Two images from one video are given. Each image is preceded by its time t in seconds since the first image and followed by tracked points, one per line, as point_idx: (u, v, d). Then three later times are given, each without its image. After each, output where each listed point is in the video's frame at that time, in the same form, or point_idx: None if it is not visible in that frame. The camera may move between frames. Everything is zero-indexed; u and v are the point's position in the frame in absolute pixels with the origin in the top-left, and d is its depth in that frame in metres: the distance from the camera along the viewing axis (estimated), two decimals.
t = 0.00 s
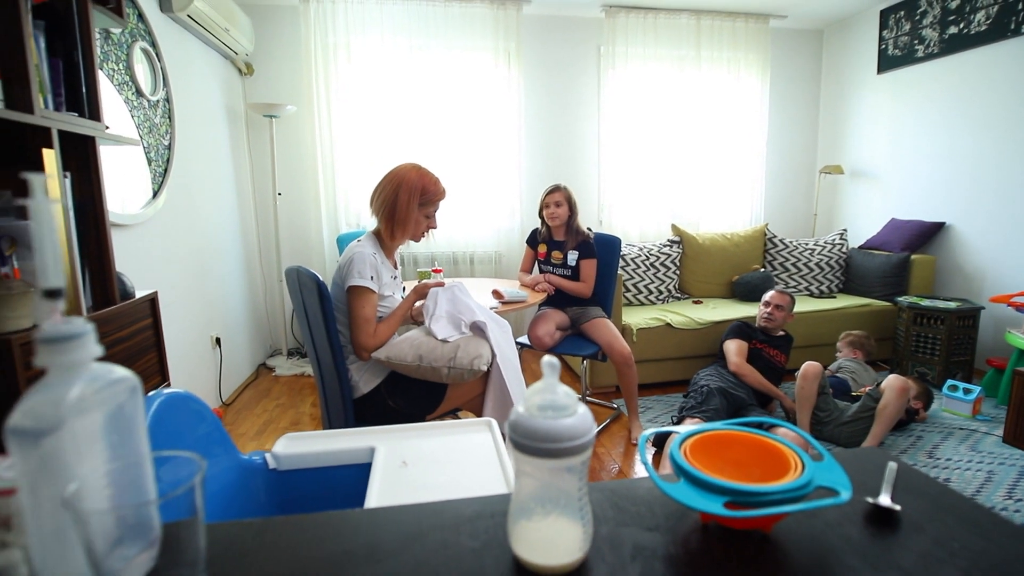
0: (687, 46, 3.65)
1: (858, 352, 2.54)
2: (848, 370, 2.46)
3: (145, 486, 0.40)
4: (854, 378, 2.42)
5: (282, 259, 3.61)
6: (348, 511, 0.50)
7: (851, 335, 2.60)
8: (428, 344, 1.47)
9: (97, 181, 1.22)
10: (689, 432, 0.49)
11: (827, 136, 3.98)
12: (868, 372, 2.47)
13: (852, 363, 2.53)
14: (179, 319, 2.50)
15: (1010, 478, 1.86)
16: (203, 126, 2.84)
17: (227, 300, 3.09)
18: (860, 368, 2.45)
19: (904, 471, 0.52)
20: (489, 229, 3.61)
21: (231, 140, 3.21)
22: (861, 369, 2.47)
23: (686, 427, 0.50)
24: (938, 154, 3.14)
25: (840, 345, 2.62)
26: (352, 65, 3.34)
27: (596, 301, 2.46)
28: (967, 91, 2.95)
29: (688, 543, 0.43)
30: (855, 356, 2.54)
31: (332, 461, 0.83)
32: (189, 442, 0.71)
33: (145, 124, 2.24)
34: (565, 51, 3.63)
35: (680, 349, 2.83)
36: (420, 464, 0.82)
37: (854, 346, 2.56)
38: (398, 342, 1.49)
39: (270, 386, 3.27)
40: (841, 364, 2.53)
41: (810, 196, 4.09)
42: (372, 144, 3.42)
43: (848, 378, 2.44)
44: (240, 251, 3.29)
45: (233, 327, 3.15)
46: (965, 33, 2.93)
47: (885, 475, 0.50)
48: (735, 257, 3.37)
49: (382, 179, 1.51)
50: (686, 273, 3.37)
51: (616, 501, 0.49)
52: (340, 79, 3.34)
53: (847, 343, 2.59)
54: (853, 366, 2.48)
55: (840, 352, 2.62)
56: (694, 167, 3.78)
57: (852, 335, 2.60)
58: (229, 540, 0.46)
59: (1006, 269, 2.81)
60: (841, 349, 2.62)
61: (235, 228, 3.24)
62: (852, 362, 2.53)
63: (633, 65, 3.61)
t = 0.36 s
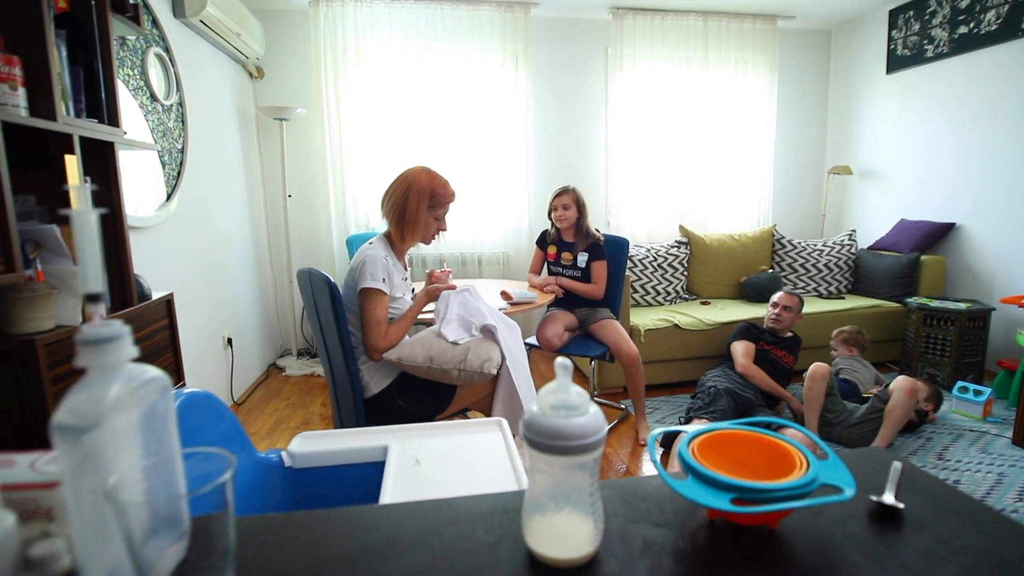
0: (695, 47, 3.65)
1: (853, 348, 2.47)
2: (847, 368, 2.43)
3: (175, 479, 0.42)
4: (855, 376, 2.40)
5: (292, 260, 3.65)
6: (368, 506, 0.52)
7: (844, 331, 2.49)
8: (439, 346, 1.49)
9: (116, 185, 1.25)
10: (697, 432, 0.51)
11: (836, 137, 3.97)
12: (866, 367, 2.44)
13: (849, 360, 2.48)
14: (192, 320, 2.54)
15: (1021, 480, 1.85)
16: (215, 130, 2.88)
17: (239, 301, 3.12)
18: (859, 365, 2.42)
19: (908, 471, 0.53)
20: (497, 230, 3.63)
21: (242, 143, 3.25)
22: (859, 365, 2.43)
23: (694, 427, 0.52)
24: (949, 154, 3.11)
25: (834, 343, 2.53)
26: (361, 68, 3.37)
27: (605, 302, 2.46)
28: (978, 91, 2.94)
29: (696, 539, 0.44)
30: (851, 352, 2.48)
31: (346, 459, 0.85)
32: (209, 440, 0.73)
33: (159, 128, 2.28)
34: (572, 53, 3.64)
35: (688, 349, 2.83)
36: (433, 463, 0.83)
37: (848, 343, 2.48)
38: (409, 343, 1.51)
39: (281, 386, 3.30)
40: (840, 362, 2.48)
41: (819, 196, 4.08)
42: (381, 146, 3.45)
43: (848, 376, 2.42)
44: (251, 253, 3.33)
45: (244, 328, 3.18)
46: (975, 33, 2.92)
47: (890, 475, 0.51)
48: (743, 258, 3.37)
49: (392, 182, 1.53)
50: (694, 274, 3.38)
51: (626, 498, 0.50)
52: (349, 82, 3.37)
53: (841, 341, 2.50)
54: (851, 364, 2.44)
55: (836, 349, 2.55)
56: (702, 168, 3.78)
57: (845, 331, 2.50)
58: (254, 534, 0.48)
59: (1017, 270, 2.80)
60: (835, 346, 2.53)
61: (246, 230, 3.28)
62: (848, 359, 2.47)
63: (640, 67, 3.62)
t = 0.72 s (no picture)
0: (696, 40, 3.65)
1: (850, 338, 2.45)
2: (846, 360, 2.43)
3: (196, 471, 0.44)
4: (855, 366, 2.40)
5: (296, 259, 3.67)
6: (380, 496, 0.53)
7: (838, 323, 2.46)
8: (444, 342, 1.51)
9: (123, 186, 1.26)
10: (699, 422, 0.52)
11: (839, 129, 3.96)
12: (864, 355, 2.44)
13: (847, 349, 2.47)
14: (198, 318, 2.56)
15: None
16: (218, 129, 2.89)
17: (244, 300, 3.15)
18: (857, 355, 2.42)
19: (906, 457, 0.55)
20: (500, 226, 3.64)
21: (245, 142, 3.27)
22: (858, 353, 2.43)
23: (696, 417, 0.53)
24: (953, 144, 3.10)
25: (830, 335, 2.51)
26: (362, 66, 3.38)
27: (607, 297, 2.47)
28: (980, 81, 2.93)
29: (699, 525, 0.45)
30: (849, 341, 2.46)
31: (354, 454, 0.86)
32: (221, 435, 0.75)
33: (163, 129, 2.29)
34: (573, 48, 3.64)
35: (691, 343, 2.84)
36: (440, 456, 0.85)
37: (844, 332, 2.46)
38: (414, 340, 1.52)
39: (286, 383, 3.32)
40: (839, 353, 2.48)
41: (821, 189, 4.07)
42: (383, 144, 3.46)
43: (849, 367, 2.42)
44: (255, 251, 3.35)
45: (250, 326, 3.21)
46: (977, 23, 2.90)
47: (888, 462, 0.52)
48: (746, 252, 3.37)
49: (395, 180, 1.54)
50: (697, 268, 3.38)
51: (630, 487, 0.51)
52: (351, 80, 3.37)
53: (837, 332, 2.48)
54: (847, 354, 2.44)
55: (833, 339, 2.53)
56: (703, 162, 3.78)
57: (838, 322, 2.47)
58: (271, 523, 0.49)
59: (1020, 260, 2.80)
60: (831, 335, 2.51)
61: (250, 229, 3.30)
62: (845, 348, 2.47)
63: (641, 61, 3.61)
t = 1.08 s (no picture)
0: (697, 44, 3.65)
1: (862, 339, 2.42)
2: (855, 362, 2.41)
3: (195, 473, 0.45)
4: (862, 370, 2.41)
5: (296, 259, 3.68)
6: (377, 499, 0.54)
7: (853, 324, 2.39)
8: (444, 345, 1.51)
9: (124, 187, 1.27)
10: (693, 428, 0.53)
11: (839, 133, 3.96)
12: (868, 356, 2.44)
13: (854, 350, 2.43)
14: (199, 319, 2.56)
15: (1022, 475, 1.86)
16: (219, 130, 2.90)
17: (244, 300, 3.15)
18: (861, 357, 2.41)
19: (900, 463, 0.55)
20: (500, 228, 3.65)
21: (246, 143, 3.27)
22: (864, 354, 2.43)
23: (690, 424, 0.54)
24: (954, 149, 3.10)
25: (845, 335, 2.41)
26: (364, 68, 3.38)
27: (607, 300, 2.48)
28: (982, 85, 2.93)
29: (693, 530, 0.46)
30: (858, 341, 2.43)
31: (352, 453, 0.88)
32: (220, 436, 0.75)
33: (165, 129, 2.30)
34: (574, 51, 3.65)
35: (690, 346, 2.84)
36: (437, 458, 0.85)
37: (858, 333, 2.41)
38: (414, 343, 1.53)
39: (286, 384, 3.33)
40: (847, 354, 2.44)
41: (821, 193, 4.08)
42: (385, 145, 3.46)
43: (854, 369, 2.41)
44: (256, 252, 3.35)
45: (250, 326, 3.21)
46: (978, 28, 2.91)
47: (881, 468, 0.52)
48: (746, 255, 3.38)
49: (394, 182, 1.55)
50: (697, 271, 3.38)
51: (625, 491, 0.52)
52: (352, 81, 3.38)
53: (851, 333, 2.41)
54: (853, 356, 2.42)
55: (841, 339, 2.45)
56: (704, 165, 3.78)
57: (854, 324, 2.40)
58: (269, 526, 0.50)
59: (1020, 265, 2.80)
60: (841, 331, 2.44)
61: (251, 229, 3.30)
62: (854, 349, 2.43)
63: (642, 65, 3.62)
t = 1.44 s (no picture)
0: (697, 48, 3.66)
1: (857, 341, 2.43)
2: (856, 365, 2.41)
3: (192, 481, 0.44)
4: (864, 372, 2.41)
5: (296, 262, 3.68)
6: (375, 506, 0.54)
7: (847, 327, 2.40)
8: (444, 349, 1.50)
9: (125, 191, 1.27)
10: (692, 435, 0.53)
11: (839, 136, 3.97)
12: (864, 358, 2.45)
13: (852, 352, 2.43)
14: (199, 322, 2.56)
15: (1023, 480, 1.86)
16: (220, 133, 2.90)
17: (245, 303, 3.15)
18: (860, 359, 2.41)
19: (900, 471, 0.55)
20: (501, 232, 3.65)
21: (247, 146, 3.28)
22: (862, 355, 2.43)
23: (689, 430, 0.54)
24: (954, 152, 3.10)
25: (839, 339, 2.41)
26: (365, 71, 3.39)
27: (607, 303, 2.48)
28: (981, 89, 2.93)
29: (691, 537, 0.46)
30: (854, 342, 2.43)
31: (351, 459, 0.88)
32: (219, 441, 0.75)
33: (166, 133, 2.30)
34: (575, 54, 3.66)
35: (690, 350, 2.84)
36: (437, 463, 0.85)
37: (852, 335, 2.42)
38: (413, 346, 1.53)
39: (286, 387, 3.32)
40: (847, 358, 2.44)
41: (822, 197, 4.08)
42: (385, 149, 3.47)
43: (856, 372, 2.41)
44: (256, 255, 3.35)
45: (250, 329, 3.21)
46: (978, 32, 2.91)
47: (880, 475, 0.52)
48: (746, 258, 3.38)
49: (393, 185, 1.55)
50: (697, 275, 3.38)
51: (624, 498, 0.52)
52: (353, 85, 3.39)
53: (846, 336, 2.41)
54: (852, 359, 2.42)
55: (837, 343, 2.44)
56: (704, 168, 3.78)
57: (848, 326, 2.41)
58: (267, 533, 0.50)
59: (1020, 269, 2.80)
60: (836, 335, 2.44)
61: (251, 232, 3.31)
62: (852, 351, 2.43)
63: (643, 68, 3.63)
